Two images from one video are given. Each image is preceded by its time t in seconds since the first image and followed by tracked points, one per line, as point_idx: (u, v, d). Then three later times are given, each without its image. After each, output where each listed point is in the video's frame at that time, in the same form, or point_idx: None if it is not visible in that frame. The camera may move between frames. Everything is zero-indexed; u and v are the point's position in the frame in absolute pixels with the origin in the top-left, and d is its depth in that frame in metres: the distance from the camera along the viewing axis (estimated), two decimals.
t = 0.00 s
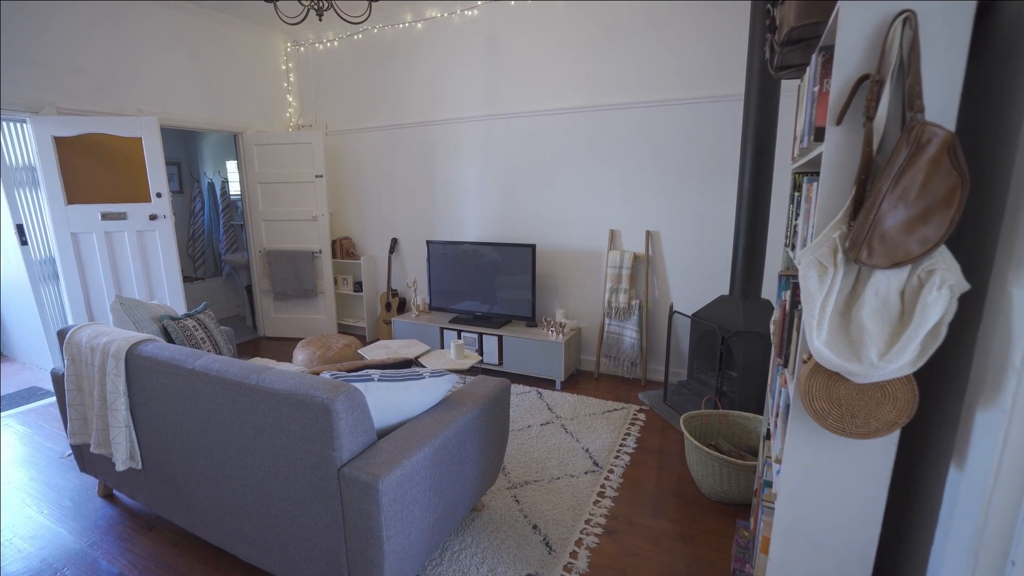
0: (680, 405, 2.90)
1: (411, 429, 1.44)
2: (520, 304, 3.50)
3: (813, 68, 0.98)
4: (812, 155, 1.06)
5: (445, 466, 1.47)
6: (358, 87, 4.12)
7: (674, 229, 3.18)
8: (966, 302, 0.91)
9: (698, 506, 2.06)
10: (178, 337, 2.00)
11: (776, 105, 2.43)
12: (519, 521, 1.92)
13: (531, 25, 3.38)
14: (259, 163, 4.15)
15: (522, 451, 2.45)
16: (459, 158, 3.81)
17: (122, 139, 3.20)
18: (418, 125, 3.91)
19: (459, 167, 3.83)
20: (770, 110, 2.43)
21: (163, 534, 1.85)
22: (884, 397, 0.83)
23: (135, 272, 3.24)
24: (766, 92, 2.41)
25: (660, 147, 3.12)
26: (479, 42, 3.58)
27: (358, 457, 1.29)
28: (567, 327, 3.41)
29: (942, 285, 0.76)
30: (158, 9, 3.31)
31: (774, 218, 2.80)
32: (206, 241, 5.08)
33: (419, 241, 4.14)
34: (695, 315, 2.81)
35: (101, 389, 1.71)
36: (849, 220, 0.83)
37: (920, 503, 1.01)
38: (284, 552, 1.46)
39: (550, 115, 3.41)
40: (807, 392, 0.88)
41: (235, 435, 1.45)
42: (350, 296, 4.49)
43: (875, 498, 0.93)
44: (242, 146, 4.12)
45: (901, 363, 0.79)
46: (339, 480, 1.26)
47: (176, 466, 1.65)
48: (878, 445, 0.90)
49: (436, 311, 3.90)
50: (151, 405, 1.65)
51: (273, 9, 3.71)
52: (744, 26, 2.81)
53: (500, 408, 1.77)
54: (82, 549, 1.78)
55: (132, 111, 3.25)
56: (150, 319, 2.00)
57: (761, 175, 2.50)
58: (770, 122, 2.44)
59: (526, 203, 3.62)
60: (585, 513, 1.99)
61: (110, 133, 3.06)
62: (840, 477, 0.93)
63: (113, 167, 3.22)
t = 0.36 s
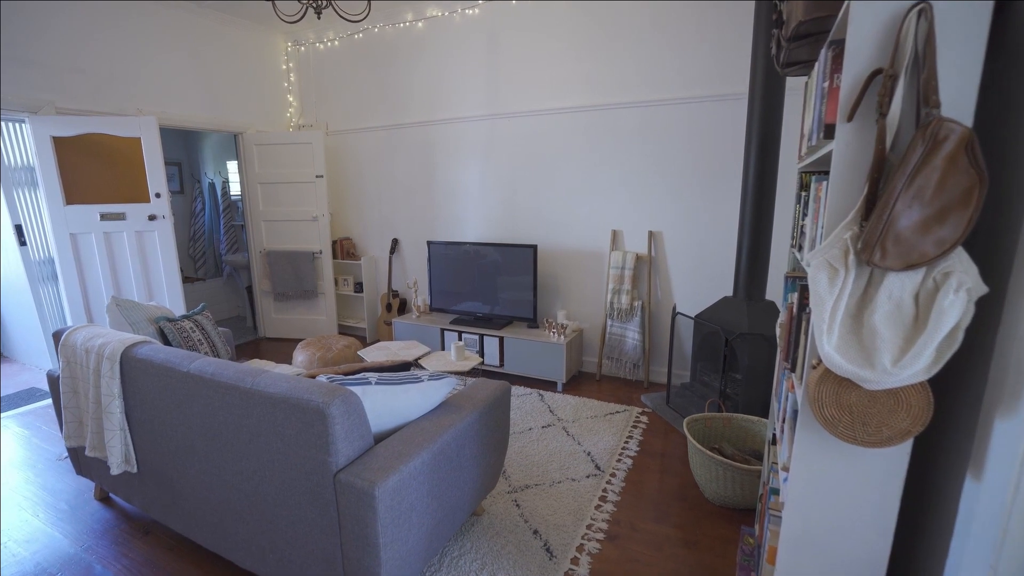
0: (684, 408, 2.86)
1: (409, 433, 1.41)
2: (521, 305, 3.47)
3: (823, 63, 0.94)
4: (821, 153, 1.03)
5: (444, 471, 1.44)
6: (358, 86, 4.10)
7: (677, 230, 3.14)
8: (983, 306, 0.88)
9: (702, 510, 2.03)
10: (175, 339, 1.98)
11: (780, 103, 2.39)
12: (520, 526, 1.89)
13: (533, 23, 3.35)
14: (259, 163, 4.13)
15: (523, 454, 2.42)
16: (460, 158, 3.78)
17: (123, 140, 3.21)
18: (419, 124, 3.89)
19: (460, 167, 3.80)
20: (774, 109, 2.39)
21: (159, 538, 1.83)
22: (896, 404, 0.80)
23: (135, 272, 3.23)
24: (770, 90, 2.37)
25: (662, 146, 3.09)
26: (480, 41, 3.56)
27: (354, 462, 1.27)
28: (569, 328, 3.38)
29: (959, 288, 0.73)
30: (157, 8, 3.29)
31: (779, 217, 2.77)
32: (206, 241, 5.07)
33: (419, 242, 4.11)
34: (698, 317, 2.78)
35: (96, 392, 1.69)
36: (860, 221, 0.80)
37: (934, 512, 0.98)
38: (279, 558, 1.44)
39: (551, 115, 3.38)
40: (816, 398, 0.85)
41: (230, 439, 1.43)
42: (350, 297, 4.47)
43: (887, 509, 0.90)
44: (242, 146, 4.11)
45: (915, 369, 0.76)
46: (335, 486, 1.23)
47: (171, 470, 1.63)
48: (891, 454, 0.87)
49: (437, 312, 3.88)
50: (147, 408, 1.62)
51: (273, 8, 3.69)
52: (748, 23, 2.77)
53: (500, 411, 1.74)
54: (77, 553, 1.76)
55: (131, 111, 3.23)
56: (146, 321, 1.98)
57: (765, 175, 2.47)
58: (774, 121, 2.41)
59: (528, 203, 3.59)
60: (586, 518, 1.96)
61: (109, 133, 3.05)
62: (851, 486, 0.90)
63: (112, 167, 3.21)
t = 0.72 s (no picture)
0: (687, 410, 2.82)
1: (405, 438, 1.38)
2: (523, 306, 3.43)
3: (836, 55, 0.90)
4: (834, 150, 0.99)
5: (441, 477, 1.40)
6: (358, 85, 4.06)
7: (680, 229, 3.10)
8: (1007, 310, 0.83)
9: (706, 517, 1.99)
10: (170, 340, 1.95)
11: (787, 101, 2.34)
12: (520, 532, 1.85)
13: (535, 20, 3.31)
14: (259, 162, 4.11)
15: (524, 458, 2.38)
16: (461, 157, 3.74)
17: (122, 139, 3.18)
18: (419, 123, 3.85)
19: (460, 166, 3.76)
20: (781, 106, 2.34)
21: (153, 543, 1.80)
22: (914, 414, 0.76)
23: (133, 272, 3.21)
24: (777, 87, 2.32)
25: (666, 145, 3.05)
26: (481, 38, 3.52)
27: (348, 469, 1.23)
28: (571, 329, 3.33)
29: (983, 292, 0.68)
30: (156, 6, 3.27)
31: (785, 217, 2.72)
32: (207, 241, 5.06)
33: (420, 241, 4.08)
34: (702, 318, 2.73)
35: (88, 394, 1.66)
36: (877, 220, 0.76)
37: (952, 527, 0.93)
38: (272, 566, 1.40)
39: (553, 113, 3.34)
40: (829, 407, 0.81)
41: (223, 443, 1.39)
42: (351, 297, 4.44)
43: (904, 524, 0.85)
44: (243, 145, 4.08)
45: (935, 378, 0.72)
46: (327, 494, 1.20)
47: (164, 474, 1.60)
48: (909, 466, 0.82)
49: (438, 312, 3.84)
50: (139, 411, 1.59)
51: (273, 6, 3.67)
52: (754, 19, 2.72)
53: (499, 416, 1.70)
54: (69, 558, 1.73)
55: (130, 110, 3.21)
56: (141, 322, 1.95)
57: (771, 173, 2.42)
58: (780, 119, 2.36)
59: (530, 202, 3.55)
60: (588, 524, 1.92)
61: (107, 132, 3.02)
62: (865, 500, 0.86)
63: (111, 166, 3.18)
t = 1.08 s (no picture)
0: (690, 412, 2.78)
1: (401, 443, 1.34)
2: (524, 306, 3.40)
3: (848, 47, 0.86)
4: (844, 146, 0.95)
5: (438, 482, 1.37)
6: (359, 83, 4.03)
7: (684, 229, 3.05)
8: None
9: (709, 522, 1.95)
10: (165, 341, 1.92)
11: (792, 99, 2.30)
12: (519, 538, 1.82)
13: (536, 17, 3.27)
14: (259, 161, 4.08)
15: (524, 461, 2.35)
16: (462, 156, 3.71)
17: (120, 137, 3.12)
18: (420, 122, 3.82)
19: (461, 165, 3.73)
20: (786, 103, 2.30)
21: (147, 548, 1.77)
22: (931, 424, 0.72)
23: (131, 273, 3.18)
24: (782, 85, 2.28)
25: (669, 143, 3.00)
26: (482, 36, 3.48)
27: (341, 475, 1.20)
28: (572, 330, 3.29)
29: (1007, 295, 0.65)
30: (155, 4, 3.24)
31: (790, 217, 2.67)
32: (208, 240, 5.05)
33: (421, 241, 4.05)
34: (705, 319, 2.69)
35: (80, 396, 1.63)
36: (892, 219, 0.72)
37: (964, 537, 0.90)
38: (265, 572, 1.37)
39: (555, 111, 3.30)
40: (840, 414, 0.77)
41: (216, 447, 1.37)
42: (351, 297, 4.41)
43: (919, 538, 0.81)
44: (242, 144, 4.06)
45: (954, 386, 0.68)
46: (321, 500, 1.17)
47: (157, 478, 1.57)
48: (924, 477, 0.78)
49: (439, 312, 3.81)
50: (131, 413, 1.57)
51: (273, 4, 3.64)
52: (759, 15, 2.68)
53: (498, 419, 1.67)
54: (61, 562, 1.71)
55: (129, 109, 3.19)
56: (136, 323, 1.92)
57: (777, 172, 2.37)
58: (786, 117, 2.32)
59: (531, 201, 3.51)
60: (589, 529, 1.88)
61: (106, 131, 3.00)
62: (878, 511, 0.82)
63: (110, 165, 3.16)
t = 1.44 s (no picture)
0: (693, 415, 2.74)
1: (396, 447, 1.31)
2: (525, 306, 3.36)
3: (860, 36, 0.82)
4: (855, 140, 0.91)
5: (434, 488, 1.33)
6: (359, 82, 4.00)
7: (687, 229, 3.01)
8: None
9: (713, 528, 1.90)
10: (159, 342, 1.89)
11: (798, 96, 2.26)
12: (519, 543, 1.78)
13: (538, 14, 3.23)
14: (259, 160, 4.06)
15: (524, 464, 2.31)
16: (463, 155, 3.67)
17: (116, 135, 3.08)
18: (421, 120, 3.78)
19: (463, 164, 3.69)
20: (792, 101, 2.25)
21: (141, 552, 1.74)
22: (950, 433, 0.68)
23: (129, 272, 3.15)
24: (787, 82, 2.24)
25: (672, 142, 2.96)
26: (483, 33, 3.44)
27: (334, 481, 1.16)
28: (574, 331, 3.25)
29: None
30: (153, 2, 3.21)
31: (796, 216, 2.62)
32: (208, 240, 5.03)
33: (421, 240, 4.01)
34: (709, 320, 2.65)
35: (71, 398, 1.60)
36: (909, 217, 0.68)
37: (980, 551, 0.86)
38: None
39: (557, 109, 3.26)
40: (852, 423, 0.73)
41: (207, 451, 1.33)
42: (351, 297, 4.39)
43: (935, 553, 0.77)
44: (242, 143, 4.03)
45: (976, 394, 0.64)
46: (312, 507, 1.13)
47: (149, 482, 1.54)
48: (939, 489, 0.74)
49: (439, 313, 3.78)
50: (123, 416, 1.54)
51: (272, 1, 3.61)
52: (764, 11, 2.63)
53: (497, 422, 1.63)
54: (53, 566, 1.68)
55: (128, 107, 3.17)
56: (130, 324, 1.89)
57: (782, 170, 2.33)
58: (792, 114, 2.27)
59: (533, 201, 3.48)
60: (590, 535, 1.84)
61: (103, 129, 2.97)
62: (891, 524, 0.78)
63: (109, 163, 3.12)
